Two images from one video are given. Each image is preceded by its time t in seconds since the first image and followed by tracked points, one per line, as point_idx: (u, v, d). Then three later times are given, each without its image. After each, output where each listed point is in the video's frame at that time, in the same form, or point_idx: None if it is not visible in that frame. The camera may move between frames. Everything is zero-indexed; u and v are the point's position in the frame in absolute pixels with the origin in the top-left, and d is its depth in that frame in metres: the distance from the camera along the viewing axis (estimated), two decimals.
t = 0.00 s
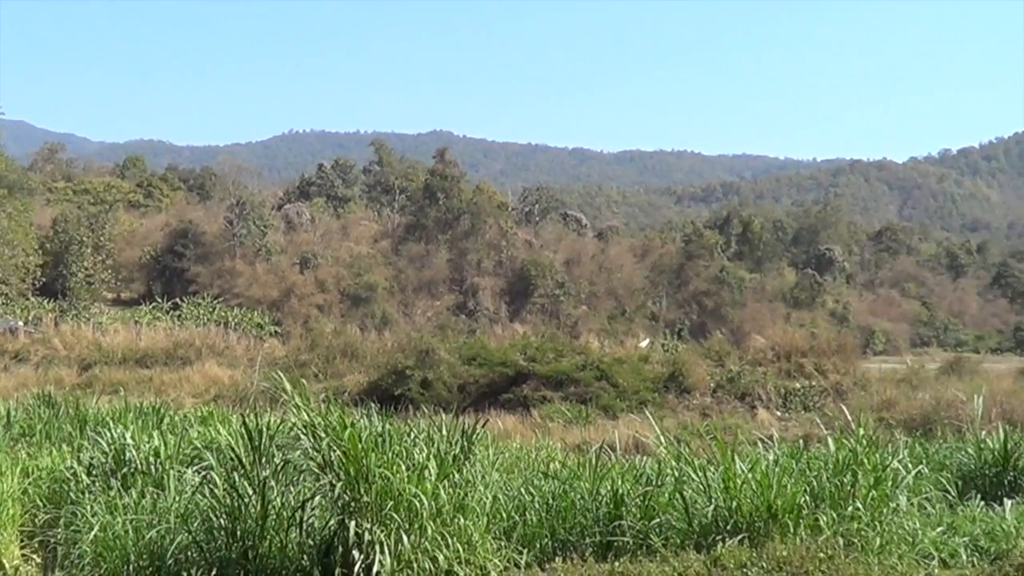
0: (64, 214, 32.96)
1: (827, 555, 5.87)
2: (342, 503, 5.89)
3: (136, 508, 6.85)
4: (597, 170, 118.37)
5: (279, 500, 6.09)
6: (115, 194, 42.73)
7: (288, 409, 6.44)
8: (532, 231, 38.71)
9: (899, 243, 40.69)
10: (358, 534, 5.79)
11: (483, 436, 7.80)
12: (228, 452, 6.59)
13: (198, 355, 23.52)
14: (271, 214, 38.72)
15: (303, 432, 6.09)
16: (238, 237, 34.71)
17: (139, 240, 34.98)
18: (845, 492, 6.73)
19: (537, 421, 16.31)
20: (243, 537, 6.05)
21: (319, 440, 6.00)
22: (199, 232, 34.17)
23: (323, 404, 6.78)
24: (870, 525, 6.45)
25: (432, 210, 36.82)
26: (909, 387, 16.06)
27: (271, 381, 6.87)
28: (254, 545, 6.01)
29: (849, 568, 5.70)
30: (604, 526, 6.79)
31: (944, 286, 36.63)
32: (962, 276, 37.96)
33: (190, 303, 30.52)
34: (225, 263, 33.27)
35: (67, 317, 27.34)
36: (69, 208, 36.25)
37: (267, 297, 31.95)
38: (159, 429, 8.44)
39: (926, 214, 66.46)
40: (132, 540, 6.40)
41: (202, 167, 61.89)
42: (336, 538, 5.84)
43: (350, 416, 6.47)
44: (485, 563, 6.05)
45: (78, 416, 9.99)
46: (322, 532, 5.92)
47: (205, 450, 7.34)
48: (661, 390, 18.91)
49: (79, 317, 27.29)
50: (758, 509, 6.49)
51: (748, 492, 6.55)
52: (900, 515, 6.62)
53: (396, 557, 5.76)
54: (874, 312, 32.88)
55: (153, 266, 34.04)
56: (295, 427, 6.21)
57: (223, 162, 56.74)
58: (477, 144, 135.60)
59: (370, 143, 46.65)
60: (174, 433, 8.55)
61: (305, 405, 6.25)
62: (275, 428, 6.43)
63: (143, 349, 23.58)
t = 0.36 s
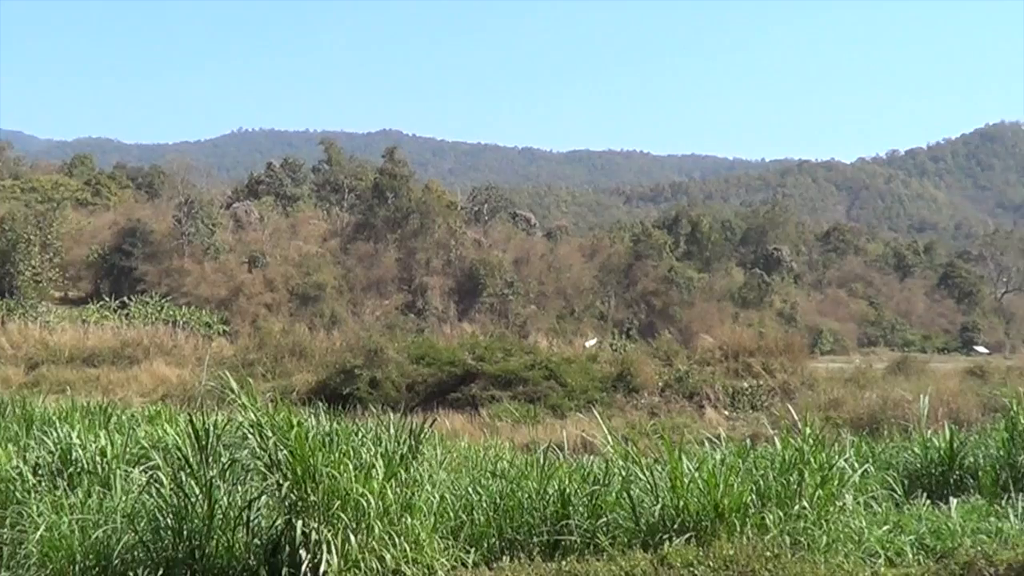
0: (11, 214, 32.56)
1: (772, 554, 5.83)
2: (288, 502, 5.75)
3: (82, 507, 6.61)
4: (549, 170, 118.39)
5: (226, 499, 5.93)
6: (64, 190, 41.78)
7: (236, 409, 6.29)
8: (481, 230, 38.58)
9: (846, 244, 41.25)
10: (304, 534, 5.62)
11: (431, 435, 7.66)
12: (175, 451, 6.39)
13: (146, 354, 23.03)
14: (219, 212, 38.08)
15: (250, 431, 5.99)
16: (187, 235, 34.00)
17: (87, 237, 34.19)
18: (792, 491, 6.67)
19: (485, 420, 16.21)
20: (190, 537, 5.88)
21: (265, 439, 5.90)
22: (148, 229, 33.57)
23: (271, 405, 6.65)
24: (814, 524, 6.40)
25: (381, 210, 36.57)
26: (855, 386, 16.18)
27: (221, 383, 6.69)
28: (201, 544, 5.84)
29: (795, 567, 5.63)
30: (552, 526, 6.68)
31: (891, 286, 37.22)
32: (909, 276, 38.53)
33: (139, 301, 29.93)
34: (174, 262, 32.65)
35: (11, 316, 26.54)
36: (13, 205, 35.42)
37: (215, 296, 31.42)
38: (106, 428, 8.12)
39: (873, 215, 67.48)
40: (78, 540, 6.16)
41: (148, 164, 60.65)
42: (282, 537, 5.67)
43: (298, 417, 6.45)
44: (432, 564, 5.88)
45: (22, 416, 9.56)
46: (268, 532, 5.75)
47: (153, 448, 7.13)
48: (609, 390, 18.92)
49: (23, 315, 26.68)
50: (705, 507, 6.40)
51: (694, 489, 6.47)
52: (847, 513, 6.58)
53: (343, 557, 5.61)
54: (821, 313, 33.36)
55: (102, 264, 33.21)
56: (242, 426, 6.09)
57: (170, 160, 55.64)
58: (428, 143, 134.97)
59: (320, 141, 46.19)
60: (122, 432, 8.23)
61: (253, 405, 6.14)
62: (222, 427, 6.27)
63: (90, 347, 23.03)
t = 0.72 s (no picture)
0: None
1: (719, 551, 5.78)
2: (236, 501, 5.78)
3: (27, 507, 6.55)
4: (499, 169, 118.05)
5: (173, 498, 5.92)
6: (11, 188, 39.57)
7: (183, 407, 6.28)
8: (430, 229, 38.32)
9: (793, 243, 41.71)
10: (251, 533, 5.70)
11: (379, 434, 7.54)
12: (122, 450, 6.32)
13: (94, 352, 22.45)
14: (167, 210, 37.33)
15: (197, 430, 6.01)
16: (135, 233, 33.17)
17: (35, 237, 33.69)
18: (739, 487, 6.63)
19: (433, 419, 16.04)
20: (137, 536, 5.84)
21: (211, 438, 5.93)
22: (96, 228, 32.81)
23: (218, 404, 6.63)
24: (762, 521, 6.37)
25: (329, 207, 36.00)
26: (803, 385, 16.29)
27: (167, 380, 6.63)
28: (148, 543, 5.82)
29: (741, 564, 5.58)
30: (500, 524, 6.59)
31: (839, 285, 37.73)
32: (857, 274, 39.06)
33: (86, 300, 29.21)
34: (121, 260, 31.94)
35: None
36: None
37: (164, 295, 30.85)
38: (53, 426, 7.98)
39: (820, 215, 68.42)
40: (24, 540, 6.08)
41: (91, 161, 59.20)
42: (230, 537, 5.74)
43: (246, 415, 6.46)
44: (380, 562, 5.96)
45: None
46: (216, 530, 5.81)
47: (100, 446, 7.06)
48: (558, 388, 18.88)
49: None
50: (652, 505, 6.35)
51: (642, 487, 6.41)
52: (793, 511, 6.56)
53: (291, 555, 5.70)
54: (769, 311, 33.71)
55: (50, 262, 32.37)
56: (190, 425, 6.10)
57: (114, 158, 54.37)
58: (378, 142, 133.89)
59: (268, 139, 45.48)
60: (67, 431, 8.03)
61: (199, 404, 6.15)
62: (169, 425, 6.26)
63: (37, 346, 22.40)
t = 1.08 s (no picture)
0: None
1: (668, 548, 5.74)
2: (183, 498, 5.62)
3: None
4: (450, 166, 117.66)
5: (120, 495, 5.72)
6: None
7: (131, 404, 6.10)
8: (380, 225, 38.04)
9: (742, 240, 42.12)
10: (199, 530, 5.53)
11: (327, 430, 7.41)
12: (69, 447, 6.07)
13: (41, 349, 21.90)
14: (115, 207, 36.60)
15: (145, 426, 5.84)
16: (83, 229, 32.55)
17: None
18: (687, 485, 6.62)
19: (382, 415, 15.87)
20: (84, 533, 5.62)
21: (159, 435, 5.77)
22: (43, 223, 32.04)
23: (166, 400, 6.45)
24: (710, 518, 6.35)
25: (279, 203, 35.49)
26: (751, 382, 16.46)
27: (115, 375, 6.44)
28: (95, 540, 5.61)
29: (688, 560, 5.55)
30: (448, 520, 6.50)
31: (787, 283, 38.22)
32: (805, 272, 39.56)
33: (32, 296, 28.47)
34: (69, 257, 31.29)
35: None
36: None
37: (112, 291, 30.30)
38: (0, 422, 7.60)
39: (768, 213, 69.27)
40: None
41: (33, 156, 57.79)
42: (178, 534, 5.56)
43: (195, 412, 6.29)
44: (327, 558, 5.87)
45: None
46: (163, 528, 5.63)
47: (45, 440, 6.69)
48: (507, 385, 18.85)
49: None
50: (600, 502, 6.31)
51: (590, 485, 6.36)
52: (740, 507, 6.55)
53: (238, 553, 5.54)
54: (717, 309, 34.04)
55: None
56: (137, 422, 5.93)
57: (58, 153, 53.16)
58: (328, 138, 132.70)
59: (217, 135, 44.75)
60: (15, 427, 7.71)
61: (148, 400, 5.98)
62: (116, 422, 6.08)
63: None
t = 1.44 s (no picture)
0: None
1: (615, 543, 5.70)
2: (130, 494, 5.51)
3: None
4: (401, 162, 117.02)
5: (67, 490, 5.62)
6: None
7: (77, 398, 5.94)
8: (329, 221, 37.68)
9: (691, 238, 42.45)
10: (145, 526, 5.43)
11: (275, 426, 7.28)
12: (13, 439, 5.92)
13: None
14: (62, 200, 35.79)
15: (90, 422, 5.68)
16: (31, 223, 32.22)
17: None
18: (634, 481, 6.59)
19: (331, 412, 15.69)
20: (30, 529, 5.52)
21: (105, 430, 5.61)
22: None
23: (113, 393, 6.29)
24: (657, 513, 6.33)
25: (228, 199, 34.96)
26: (699, 379, 16.51)
27: (59, 371, 6.28)
28: (41, 536, 5.51)
29: (635, 555, 5.52)
30: (395, 516, 6.41)
31: (735, 280, 38.62)
32: (754, 270, 39.98)
33: None
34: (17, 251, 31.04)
35: None
36: None
37: (60, 287, 29.76)
38: None
39: (717, 210, 69.97)
40: None
41: None
42: (124, 530, 5.45)
43: (142, 406, 6.13)
44: (275, 554, 5.83)
45: None
46: (110, 523, 5.53)
47: None
48: (456, 380, 18.77)
49: None
50: (548, 498, 6.26)
51: (537, 480, 6.31)
52: (687, 503, 6.54)
53: (186, 548, 5.47)
54: (666, 306, 34.30)
55: None
56: (83, 417, 5.77)
57: None
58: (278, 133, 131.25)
59: (166, 129, 43.89)
60: None
61: (94, 395, 5.79)
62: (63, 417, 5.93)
63: None
